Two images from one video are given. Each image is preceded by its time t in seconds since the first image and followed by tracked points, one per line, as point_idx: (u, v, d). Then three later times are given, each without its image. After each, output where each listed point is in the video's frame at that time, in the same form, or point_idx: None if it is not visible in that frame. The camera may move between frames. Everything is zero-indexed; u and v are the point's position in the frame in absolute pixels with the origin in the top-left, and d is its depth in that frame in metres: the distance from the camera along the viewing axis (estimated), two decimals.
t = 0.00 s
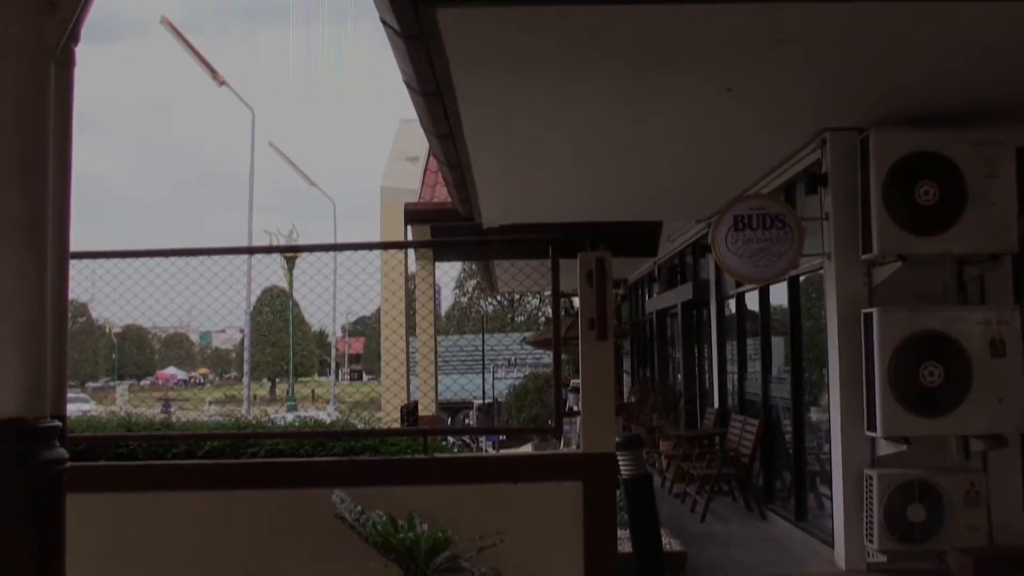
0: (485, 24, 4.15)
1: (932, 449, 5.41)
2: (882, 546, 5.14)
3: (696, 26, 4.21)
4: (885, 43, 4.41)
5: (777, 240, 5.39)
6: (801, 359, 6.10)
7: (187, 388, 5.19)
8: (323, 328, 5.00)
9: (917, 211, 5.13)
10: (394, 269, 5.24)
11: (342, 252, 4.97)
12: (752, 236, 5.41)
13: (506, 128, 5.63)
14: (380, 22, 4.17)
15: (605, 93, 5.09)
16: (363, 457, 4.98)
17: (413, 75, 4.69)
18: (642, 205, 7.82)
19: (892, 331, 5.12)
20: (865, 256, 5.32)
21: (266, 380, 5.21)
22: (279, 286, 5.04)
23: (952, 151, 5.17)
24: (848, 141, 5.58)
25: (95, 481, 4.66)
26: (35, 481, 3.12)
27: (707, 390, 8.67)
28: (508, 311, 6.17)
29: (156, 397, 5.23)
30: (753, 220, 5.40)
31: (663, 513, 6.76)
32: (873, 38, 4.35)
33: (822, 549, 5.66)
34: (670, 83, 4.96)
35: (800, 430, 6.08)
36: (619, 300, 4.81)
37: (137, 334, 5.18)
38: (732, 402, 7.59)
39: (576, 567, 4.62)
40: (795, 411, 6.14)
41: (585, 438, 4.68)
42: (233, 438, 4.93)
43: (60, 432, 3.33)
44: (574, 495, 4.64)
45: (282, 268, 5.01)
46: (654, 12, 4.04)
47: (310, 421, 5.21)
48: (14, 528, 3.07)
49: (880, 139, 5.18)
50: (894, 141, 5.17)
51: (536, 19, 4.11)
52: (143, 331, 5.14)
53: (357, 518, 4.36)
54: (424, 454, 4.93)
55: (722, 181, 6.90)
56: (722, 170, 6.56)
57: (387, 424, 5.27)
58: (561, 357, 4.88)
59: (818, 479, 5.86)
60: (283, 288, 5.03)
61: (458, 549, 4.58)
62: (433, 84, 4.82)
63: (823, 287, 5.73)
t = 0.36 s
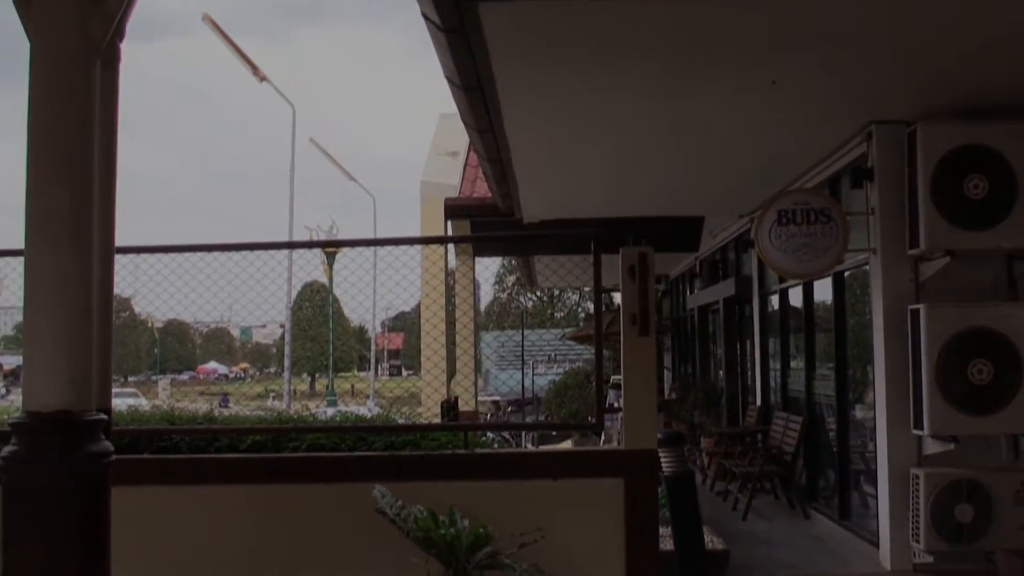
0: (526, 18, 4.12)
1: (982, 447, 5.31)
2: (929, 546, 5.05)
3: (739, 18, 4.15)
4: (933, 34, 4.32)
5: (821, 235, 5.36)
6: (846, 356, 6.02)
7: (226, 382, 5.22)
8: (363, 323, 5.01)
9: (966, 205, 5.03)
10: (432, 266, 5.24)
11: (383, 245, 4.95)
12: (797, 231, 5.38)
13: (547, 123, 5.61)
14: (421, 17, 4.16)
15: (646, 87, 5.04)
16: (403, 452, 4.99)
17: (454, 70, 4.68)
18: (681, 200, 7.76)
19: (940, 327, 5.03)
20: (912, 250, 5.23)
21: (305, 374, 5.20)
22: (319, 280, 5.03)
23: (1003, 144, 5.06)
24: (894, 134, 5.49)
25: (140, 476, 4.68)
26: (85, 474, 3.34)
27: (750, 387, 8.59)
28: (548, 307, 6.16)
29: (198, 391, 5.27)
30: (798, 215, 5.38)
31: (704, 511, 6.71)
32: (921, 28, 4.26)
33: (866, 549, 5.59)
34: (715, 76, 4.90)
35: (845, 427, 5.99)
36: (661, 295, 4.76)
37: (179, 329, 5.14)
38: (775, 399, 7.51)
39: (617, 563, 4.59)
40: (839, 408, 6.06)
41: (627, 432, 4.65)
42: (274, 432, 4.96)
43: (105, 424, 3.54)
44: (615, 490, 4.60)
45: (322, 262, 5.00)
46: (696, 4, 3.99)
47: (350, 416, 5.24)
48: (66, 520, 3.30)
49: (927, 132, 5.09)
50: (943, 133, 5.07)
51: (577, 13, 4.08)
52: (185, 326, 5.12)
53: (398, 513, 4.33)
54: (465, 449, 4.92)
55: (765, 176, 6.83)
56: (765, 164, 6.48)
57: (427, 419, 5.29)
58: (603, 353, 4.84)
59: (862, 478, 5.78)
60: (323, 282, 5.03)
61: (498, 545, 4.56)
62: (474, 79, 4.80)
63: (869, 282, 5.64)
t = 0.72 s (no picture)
0: (566, 11, 4.08)
1: None
2: (976, 550, 4.93)
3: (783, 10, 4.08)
4: (983, 26, 4.21)
5: (866, 232, 5.30)
6: (891, 355, 5.92)
7: (266, 377, 5.21)
8: (400, 320, 5.01)
9: (1017, 201, 4.91)
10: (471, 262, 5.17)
11: (422, 241, 4.93)
12: (841, 228, 5.32)
13: (588, 118, 5.56)
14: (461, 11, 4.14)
15: (688, 81, 4.98)
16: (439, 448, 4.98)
17: (494, 64, 4.65)
18: (722, 196, 7.68)
19: (990, 326, 4.90)
20: (960, 247, 5.12)
21: (343, 370, 5.15)
22: (357, 276, 5.04)
23: None
24: (943, 128, 5.37)
25: (182, 470, 4.72)
26: (118, 468, 3.33)
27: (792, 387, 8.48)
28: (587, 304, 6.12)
29: (238, 386, 5.22)
30: (843, 211, 5.31)
31: (745, 512, 6.64)
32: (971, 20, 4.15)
33: (911, 552, 5.48)
34: (759, 71, 4.83)
35: (889, 428, 5.89)
36: (702, 292, 4.70)
37: (219, 324, 5.15)
38: (818, 398, 7.40)
39: (657, 563, 4.53)
40: (883, 408, 5.95)
41: (667, 430, 4.60)
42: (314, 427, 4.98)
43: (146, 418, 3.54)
44: (656, 489, 4.55)
45: (361, 258, 5.01)
46: None
47: (389, 412, 5.16)
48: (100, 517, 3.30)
49: (977, 126, 4.97)
50: (993, 128, 4.95)
51: (618, 5, 4.03)
52: (225, 320, 5.12)
53: (437, 508, 4.33)
54: (504, 446, 4.88)
55: (810, 171, 6.73)
56: (809, 159, 6.38)
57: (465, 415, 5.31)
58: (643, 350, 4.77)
59: (908, 480, 5.68)
60: (361, 277, 5.04)
61: (537, 543, 4.52)
62: (515, 73, 4.77)
63: (916, 280, 5.53)
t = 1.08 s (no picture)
0: (605, 5, 4.04)
1: None
2: None
3: None
4: None
5: (913, 225, 5.24)
6: (939, 350, 5.81)
7: (307, 376, 5.23)
8: (441, 318, 4.98)
9: None
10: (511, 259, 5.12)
11: (462, 238, 4.93)
12: (887, 221, 5.28)
13: (627, 112, 5.52)
14: (499, 7, 4.12)
15: (729, 73, 4.92)
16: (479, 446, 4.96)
17: (532, 59, 4.62)
18: (764, 189, 7.58)
19: None
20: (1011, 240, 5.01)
21: (384, 369, 5.21)
22: (396, 275, 5.02)
23: None
24: (992, 118, 5.26)
25: (228, 466, 4.75)
26: (160, 463, 3.36)
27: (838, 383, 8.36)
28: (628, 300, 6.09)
29: (281, 384, 5.26)
30: (889, 204, 5.27)
31: (791, 509, 6.57)
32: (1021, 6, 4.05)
33: (961, 551, 5.38)
34: (803, 61, 4.76)
35: (938, 424, 5.78)
36: (746, 286, 4.58)
37: (260, 322, 5.14)
38: (864, 394, 7.29)
39: (701, 561, 4.48)
40: (931, 404, 5.84)
41: (711, 430, 4.54)
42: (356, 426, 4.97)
43: (190, 415, 3.58)
44: (700, 488, 4.50)
45: (401, 257, 5.00)
46: None
47: (430, 411, 5.17)
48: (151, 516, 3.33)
49: None
50: None
51: None
52: (266, 318, 5.11)
53: (480, 506, 4.27)
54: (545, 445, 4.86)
55: (855, 163, 6.63)
56: (854, 150, 6.28)
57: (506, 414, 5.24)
58: (687, 346, 4.68)
59: (957, 477, 5.57)
60: (400, 276, 5.02)
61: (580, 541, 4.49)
62: (554, 68, 4.74)
63: (964, 274, 5.42)
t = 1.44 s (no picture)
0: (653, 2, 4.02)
1: None
2: None
3: None
4: None
5: (970, 222, 5.15)
6: (996, 350, 5.69)
7: (355, 376, 5.25)
8: (487, 318, 4.99)
9: None
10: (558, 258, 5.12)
11: (509, 238, 4.91)
12: (942, 219, 5.19)
13: (675, 110, 5.48)
14: (547, 6, 4.12)
15: (779, 70, 4.86)
16: (526, 446, 4.97)
17: (579, 58, 4.61)
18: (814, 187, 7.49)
19: None
20: None
21: (430, 368, 5.17)
22: (443, 274, 5.02)
23: None
24: None
25: (279, 465, 4.79)
26: (209, 465, 3.41)
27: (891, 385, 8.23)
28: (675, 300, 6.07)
29: (327, 385, 5.29)
30: (943, 201, 5.19)
31: (842, 512, 6.48)
32: None
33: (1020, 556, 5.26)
34: (855, 56, 4.68)
35: (995, 426, 5.66)
36: (796, 284, 4.48)
37: (308, 325, 5.16)
38: (918, 396, 7.16)
39: (752, 563, 4.43)
40: (987, 406, 5.73)
41: (761, 431, 4.47)
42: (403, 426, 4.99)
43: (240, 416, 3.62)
44: (750, 489, 4.45)
45: (447, 256, 5.00)
46: None
47: (477, 411, 5.23)
48: (205, 518, 3.39)
49: None
50: None
51: None
52: (314, 319, 5.13)
53: (527, 508, 4.26)
54: (592, 445, 4.84)
55: (908, 159, 6.52)
56: (907, 146, 6.17)
57: (554, 415, 5.18)
58: (737, 347, 4.62)
59: (1016, 480, 5.45)
60: (446, 275, 5.04)
61: (629, 542, 4.47)
62: (601, 67, 4.72)
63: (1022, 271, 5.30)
